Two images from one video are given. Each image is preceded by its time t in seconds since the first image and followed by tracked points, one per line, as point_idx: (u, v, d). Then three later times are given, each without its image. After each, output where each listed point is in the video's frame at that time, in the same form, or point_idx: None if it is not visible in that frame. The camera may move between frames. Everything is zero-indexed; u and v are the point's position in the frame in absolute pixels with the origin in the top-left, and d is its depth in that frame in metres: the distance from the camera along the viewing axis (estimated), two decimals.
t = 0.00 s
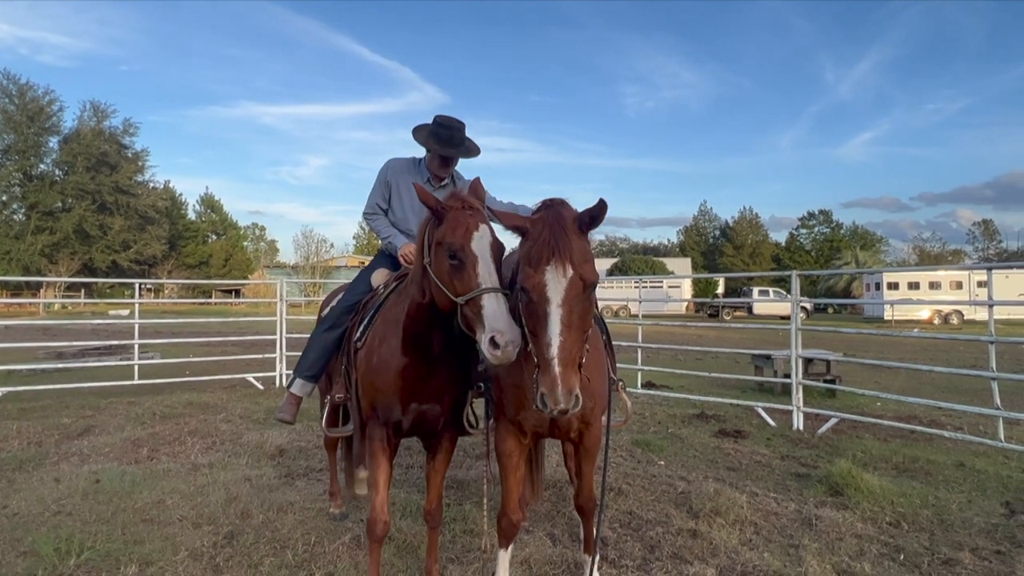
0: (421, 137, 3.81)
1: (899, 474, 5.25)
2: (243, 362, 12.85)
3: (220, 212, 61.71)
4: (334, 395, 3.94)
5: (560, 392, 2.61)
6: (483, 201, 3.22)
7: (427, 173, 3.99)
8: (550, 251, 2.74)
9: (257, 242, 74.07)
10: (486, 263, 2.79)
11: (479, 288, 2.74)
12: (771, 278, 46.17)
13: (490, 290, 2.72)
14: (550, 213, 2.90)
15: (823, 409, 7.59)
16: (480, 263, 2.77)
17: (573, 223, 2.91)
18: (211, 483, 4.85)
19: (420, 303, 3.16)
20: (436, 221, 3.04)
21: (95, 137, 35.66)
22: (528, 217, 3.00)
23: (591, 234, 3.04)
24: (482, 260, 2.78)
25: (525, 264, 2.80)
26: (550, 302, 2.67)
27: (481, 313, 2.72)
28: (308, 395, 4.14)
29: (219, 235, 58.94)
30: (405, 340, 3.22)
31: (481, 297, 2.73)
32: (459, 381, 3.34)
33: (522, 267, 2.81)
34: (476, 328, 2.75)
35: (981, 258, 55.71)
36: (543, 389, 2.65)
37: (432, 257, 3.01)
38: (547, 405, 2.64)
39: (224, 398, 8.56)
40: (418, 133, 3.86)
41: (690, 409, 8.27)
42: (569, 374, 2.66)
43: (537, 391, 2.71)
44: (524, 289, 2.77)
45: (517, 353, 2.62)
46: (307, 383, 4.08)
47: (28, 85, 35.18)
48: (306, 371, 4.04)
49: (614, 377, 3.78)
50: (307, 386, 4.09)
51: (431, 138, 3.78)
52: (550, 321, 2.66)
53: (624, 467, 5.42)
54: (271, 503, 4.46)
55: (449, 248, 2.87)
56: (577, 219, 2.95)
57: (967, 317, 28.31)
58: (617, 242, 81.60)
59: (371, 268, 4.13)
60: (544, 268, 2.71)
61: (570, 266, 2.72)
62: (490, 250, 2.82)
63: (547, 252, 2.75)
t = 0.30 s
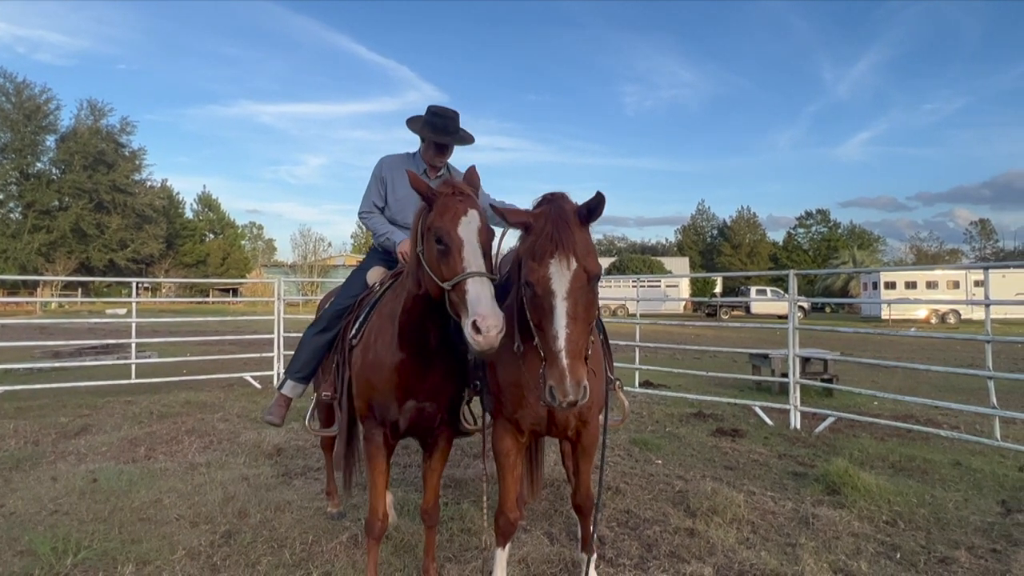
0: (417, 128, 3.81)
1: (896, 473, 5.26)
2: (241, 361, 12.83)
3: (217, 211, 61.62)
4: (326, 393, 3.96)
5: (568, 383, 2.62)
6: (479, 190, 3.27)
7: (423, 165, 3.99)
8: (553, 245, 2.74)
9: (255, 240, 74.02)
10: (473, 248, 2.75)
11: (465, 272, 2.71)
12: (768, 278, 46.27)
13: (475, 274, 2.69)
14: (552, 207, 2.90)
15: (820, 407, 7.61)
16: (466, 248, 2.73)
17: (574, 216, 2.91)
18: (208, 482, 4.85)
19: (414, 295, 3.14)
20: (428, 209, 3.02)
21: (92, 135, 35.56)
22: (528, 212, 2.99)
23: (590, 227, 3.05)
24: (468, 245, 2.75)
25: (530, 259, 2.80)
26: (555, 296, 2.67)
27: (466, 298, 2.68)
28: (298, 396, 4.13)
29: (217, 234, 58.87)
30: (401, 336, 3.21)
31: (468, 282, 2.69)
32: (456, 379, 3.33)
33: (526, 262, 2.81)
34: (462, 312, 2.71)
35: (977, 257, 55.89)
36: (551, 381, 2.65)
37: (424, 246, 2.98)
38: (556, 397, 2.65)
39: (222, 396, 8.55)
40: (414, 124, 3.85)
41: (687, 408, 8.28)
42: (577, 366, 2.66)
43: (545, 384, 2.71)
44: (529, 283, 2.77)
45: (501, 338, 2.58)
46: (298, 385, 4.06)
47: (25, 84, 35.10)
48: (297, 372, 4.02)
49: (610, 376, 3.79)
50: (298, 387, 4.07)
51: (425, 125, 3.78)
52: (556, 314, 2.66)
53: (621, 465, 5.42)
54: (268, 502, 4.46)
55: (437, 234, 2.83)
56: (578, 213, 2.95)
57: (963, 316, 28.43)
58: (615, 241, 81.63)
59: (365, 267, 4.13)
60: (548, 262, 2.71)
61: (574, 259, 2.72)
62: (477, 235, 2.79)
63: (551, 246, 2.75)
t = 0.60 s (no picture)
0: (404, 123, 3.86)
1: (893, 473, 5.27)
2: (239, 361, 12.82)
3: (215, 209, 61.53)
4: (324, 394, 3.96)
5: (570, 373, 2.62)
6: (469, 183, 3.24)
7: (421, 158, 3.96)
8: (553, 236, 2.74)
9: (253, 239, 74.00)
10: (460, 237, 2.73)
11: (450, 262, 2.68)
12: (766, 278, 46.35)
13: (461, 263, 2.66)
14: (551, 200, 2.90)
15: (817, 406, 7.62)
16: (451, 236, 2.71)
17: (574, 209, 2.91)
18: (206, 481, 4.85)
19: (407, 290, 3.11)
20: (418, 200, 3.02)
21: (90, 134, 35.49)
22: (526, 205, 2.99)
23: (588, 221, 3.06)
24: (455, 234, 2.72)
25: (530, 251, 2.80)
26: (556, 286, 2.67)
27: (451, 288, 2.65)
28: (298, 396, 4.15)
29: (215, 233, 58.83)
30: (396, 334, 3.19)
31: (453, 272, 2.66)
32: (453, 377, 3.31)
33: (526, 254, 2.82)
34: (447, 303, 2.68)
35: (975, 257, 56.04)
36: (552, 372, 2.65)
37: (413, 238, 2.97)
38: (558, 388, 2.65)
39: (220, 396, 8.54)
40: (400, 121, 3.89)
41: (685, 407, 8.29)
42: (579, 357, 2.66)
43: (547, 376, 2.71)
44: (530, 274, 2.77)
45: (487, 328, 2.52)
46: (297, 384, 4.07)
47: (22, 82, 35.02)
48: (296, 373, 4.04)
49: (607, 375, 3.80)
50: (297, 387, 4.09)
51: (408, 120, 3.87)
52: (557, 305, 2.67)
53: (619, 464, 5.43)
54: (267, 501, 4.46)
55: (424, 224, 2.81)
56: (577, 206, 2.96)
57: (960, 316, 28.51)
58: (614, 240, 81.68)
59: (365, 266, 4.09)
60: (549, 253, 2.72)
61: (574, 250, 2.72)
62: (464, 225, 2.77)
63: (551, 237, 2.75)
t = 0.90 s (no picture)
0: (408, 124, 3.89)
1: (891, 472, 5.28)
2: (237, 360, 12.82)
3: (214, 208, 61.44)
4: (325, 393, 3.95)
5: (567, 370, 2.62)
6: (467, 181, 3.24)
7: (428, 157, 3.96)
8: (551, 234, 2.74)
9: (252, 238, 74.00)
10: (453, 237, 2.72)
11: (442, 262, 2.68)
12: (765, 278, 46.41)
13: (452, 263, 2.66)
14: (548, 198, 2.91)
15: (816, 406, 7.63)
16: (444, 236, 2.70)
17: (572, 207, 2.91)
18: (205, 480, 4.85)
19: (402, 289, 3.10)
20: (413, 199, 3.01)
21: (88, 132, 35.47)
22: (523, 203, 2.99)
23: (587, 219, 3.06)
24: (448, 234, 2.72)
25: (527, 249, 2.81)
26: (553, 284, 2.68)
27: (442, 289, 2.65)
28: (296, 396, 4.12)
29: (214, 232, 58.80)
30: (392, 334, 3.19)
31: (444, 273, 2.66)
32: (450, 377, 3.31)
33: (524, 252, 2.82)
34: (439, 304, 2.68)
35: (973, 257, 56.11)
36: (549, 369, 2.66)
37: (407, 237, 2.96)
38: (555, 385, 2.65)
39: (218, 395, 8.54)
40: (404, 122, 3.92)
41: (684, 406, 8.31)
42: (575, 354, 2.67)
43: (543, 373, 2.71)
44: (527, 272, 2.78)
45: (477, 331, 2.51)
46: (295, 385, 4.05)
47: (21, 81, 34.98)
48: (294, 373, 4.01)
49: (605, 374, 3.81)
50: (295, 387, 4.06)
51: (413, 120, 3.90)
52: (554, 302, 2.67)
53: (617, 464, 5.43)
54: (266, 500, 4.46)
55: (417, 224, 2.81)
56: (575, 203, 2.96)
57: (959, 315, 28.54)
58: (613, 239, 81.68)
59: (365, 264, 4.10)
60: (546, 251, 2.72)
61: (571, 247, 2.72)
62: (458, 224, 2.76)
63: (548, 234, 2.75)
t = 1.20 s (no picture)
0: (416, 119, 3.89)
1: (890, 470, 5.28)
2: (237, 358, 12.82)
3: (213, 207, 61.35)
4: (323, 393, 3.96)
5: (568, 370, 2.62)
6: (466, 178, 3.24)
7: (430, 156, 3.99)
8: (551, 232, 2.75)
9: (252, 237, 73.96)
10: (454, 234, 2.72)
11: (444, 261, 2.68)
12: (765, 277, 46.43)
13: (454, 262, 2.66)
14: (547, 198, 2.91)
15: (815, 405, 7.64)
16: (444, 235, 2.70)
17: (571, 205, 2.91)
18: (205, 479, 4.85)
19: (402, 288, 3.10)
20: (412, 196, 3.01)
21: (88, 131, 35.46)
22: (522, 202, 2.99)
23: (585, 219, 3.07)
24: (449, 231, 2.72)
25: (526, 248, 2.81)
26: (553, 283, 2.68)
27: (444, 288, 2.65)
28: (295, 398, 4.13)
29: (214, 231, 58.77)
30: (391, 334, 3.18)
31: (446, 271, 2.65)
32: (449, 376, 3.31)
33: (523, 251, 2.82)
34: (441, 302, 2.67)
35: (973, 256, 56.10)
36: (550, 368, 2.66)
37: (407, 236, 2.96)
38: (556, 385, 2.65)
39: (218, 393, 8.54)
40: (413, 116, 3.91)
41: (683, 405, 8.32)
42: (576, 353, 2.67)
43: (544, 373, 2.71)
44: (527, 271, 2.78)
45: (480, 330, 2.51)
46: (294, 386, 4.06)
47: (20, 79, 34.95)
48: (292, 374, 4.02)
49: (603, 373, 3.81)
50: (294, 389, 4.07)
51: (420, 116, 3.89)
52: (554, 301, 2.67)
53: (617, 463, 5.43)
54: (265, 499, 4.46)
55: (418, 221, 2.80)
56: (574, 202, 2.96)
57: (959, 314, 28.56)
58: (613, 237, 81.71)
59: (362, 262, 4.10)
60: (546, 250, 2.72)
61: (571, 247, 2.73)
62: (458, 222, 2.76)
63: (548, 234, 2.76)
